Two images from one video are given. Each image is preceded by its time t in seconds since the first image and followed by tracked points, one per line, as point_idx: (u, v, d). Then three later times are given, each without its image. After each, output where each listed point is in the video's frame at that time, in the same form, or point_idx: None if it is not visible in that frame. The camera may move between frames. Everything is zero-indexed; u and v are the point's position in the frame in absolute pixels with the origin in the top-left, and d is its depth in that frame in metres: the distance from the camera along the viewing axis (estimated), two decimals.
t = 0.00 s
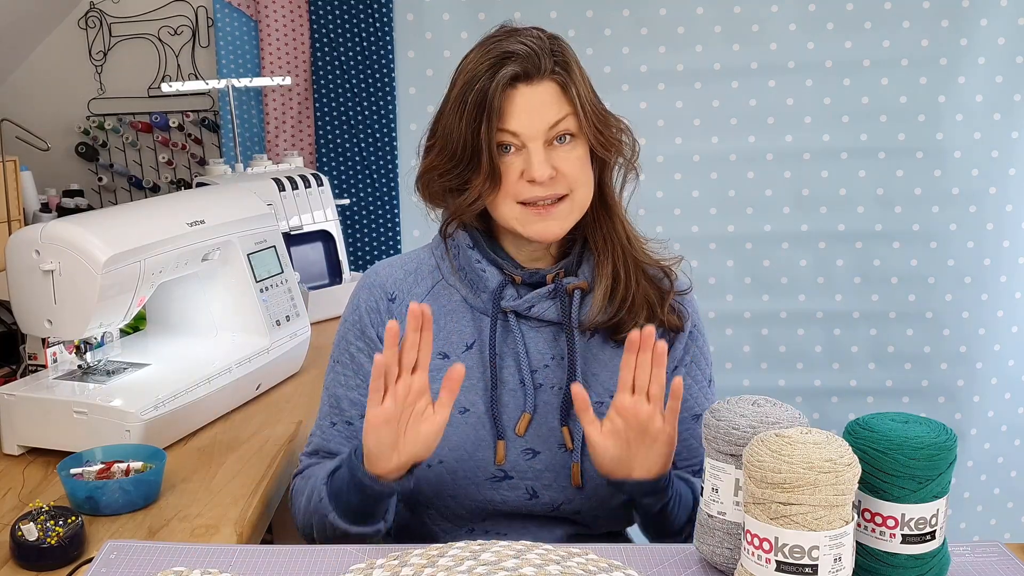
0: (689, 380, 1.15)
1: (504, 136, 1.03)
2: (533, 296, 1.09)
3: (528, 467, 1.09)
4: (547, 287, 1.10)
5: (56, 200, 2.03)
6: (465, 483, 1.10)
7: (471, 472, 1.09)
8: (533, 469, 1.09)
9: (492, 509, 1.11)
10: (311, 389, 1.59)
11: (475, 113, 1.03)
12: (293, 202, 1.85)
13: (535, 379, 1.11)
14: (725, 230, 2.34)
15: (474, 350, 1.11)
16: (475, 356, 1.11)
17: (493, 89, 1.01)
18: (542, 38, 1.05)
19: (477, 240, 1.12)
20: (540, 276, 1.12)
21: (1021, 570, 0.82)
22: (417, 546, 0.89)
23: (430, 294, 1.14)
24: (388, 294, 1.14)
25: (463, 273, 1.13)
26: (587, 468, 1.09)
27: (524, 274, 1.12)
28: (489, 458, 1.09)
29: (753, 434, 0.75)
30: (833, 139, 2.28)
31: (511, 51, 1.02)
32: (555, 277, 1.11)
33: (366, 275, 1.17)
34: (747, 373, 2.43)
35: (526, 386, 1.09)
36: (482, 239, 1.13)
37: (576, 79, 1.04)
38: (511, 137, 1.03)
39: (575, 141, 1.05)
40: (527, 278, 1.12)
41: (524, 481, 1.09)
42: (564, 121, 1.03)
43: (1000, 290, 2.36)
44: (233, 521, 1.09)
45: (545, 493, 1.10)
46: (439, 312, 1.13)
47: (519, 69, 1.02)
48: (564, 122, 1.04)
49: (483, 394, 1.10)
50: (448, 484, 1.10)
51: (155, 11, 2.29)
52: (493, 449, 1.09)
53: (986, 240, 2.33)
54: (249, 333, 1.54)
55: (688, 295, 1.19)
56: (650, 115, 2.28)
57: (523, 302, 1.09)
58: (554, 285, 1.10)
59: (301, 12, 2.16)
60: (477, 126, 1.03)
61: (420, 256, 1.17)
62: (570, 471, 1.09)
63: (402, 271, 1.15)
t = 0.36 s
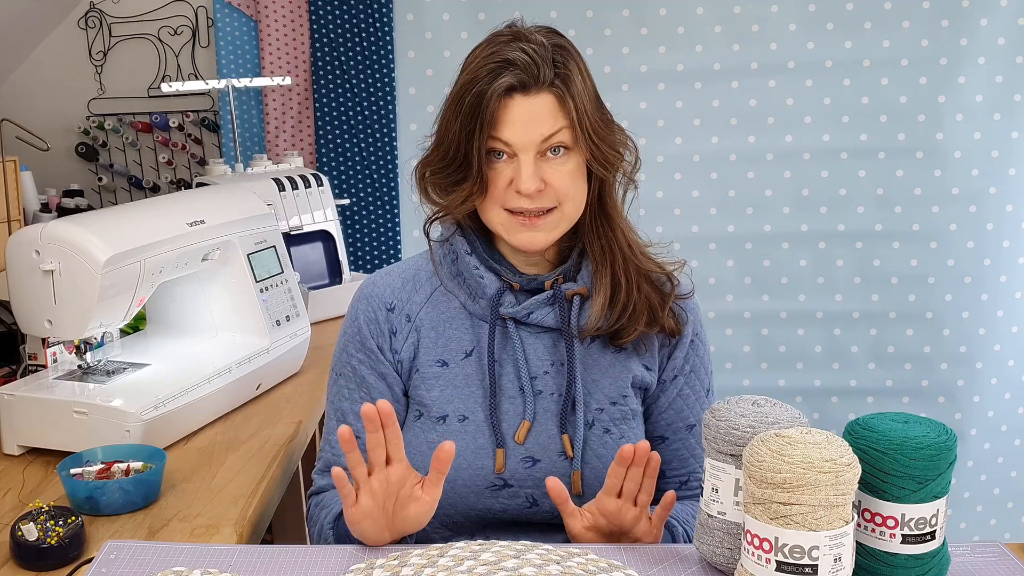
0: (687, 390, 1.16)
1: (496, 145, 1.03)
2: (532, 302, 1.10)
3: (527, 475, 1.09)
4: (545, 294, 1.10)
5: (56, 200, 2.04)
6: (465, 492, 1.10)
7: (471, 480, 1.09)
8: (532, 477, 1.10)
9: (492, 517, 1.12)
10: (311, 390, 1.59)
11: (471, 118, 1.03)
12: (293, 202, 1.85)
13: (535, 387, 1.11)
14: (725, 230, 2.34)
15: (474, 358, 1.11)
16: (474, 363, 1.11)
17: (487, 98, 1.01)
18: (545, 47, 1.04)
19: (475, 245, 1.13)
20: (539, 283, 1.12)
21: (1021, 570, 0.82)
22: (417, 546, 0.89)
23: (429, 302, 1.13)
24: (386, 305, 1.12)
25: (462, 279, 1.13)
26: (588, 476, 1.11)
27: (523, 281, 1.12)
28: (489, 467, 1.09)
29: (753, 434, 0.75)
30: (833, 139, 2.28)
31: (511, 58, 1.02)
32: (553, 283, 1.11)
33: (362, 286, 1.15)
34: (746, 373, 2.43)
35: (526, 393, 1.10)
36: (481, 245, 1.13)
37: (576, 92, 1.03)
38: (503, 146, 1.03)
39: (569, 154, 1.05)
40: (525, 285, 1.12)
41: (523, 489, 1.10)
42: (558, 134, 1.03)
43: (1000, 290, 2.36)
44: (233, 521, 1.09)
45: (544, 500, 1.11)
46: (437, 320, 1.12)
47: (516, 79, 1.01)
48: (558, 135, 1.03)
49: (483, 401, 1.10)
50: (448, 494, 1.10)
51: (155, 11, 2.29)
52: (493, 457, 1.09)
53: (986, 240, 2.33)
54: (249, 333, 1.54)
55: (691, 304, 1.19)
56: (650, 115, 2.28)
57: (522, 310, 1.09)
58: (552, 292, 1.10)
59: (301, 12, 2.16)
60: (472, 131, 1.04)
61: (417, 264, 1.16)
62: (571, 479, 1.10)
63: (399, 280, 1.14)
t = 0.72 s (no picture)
0: (689, 393, 1.17)
1: (492, 138, 1.04)
2: (534, 306, 1.10)
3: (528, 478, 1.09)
4: (548, 298, 1.10)
5: (56, 200, 2.04)
6: (466, 494, 1.10)
7: (472, 484, 1.10)
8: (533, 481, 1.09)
9: (494, 521, 1.12)
10: (311, 390, 1.59)
11: (465, 113, 1.04)
12: (293, 202, 1.85)
13: (536, 390, 1.11)
14: (725, 230, 2.34)
15: (475, 360, 1.11)
16: (475, 366, 1.11)
17: (479, 90, 1.02)
18: (534, 38, 1.05)
19: (477, 247, 1.13)
20: (541, 286, 1.12)
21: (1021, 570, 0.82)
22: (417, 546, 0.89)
23: (430, 304, 1.12)
24: (387, 306, 1.12)
25: (463, 280, 1.12)
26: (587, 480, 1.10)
27: (524, 283, 1.12)
28: (489, 470, 1.09)
29: (753, 434, 0.75)
30: (833, 139, 2.28)
31: (502, 50, 1.03)
32: (555, 287, 1.11)
33: (363, 286, 1.15)
34: (746, 373, 2.43)
35: (526, 396, 1.09)
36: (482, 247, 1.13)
37: (568, 80, 1.03)
38: (499, 139, 1.04)
39: (566, 143, 1.05)
40: (527, 288, 1.12)
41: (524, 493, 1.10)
42: (552, 124, 1.03)
43: (1000, 290, 2.36)
44: (233, 521, 1.09)
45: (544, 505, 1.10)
46: (438, 321, 1.12)
47: (506, 69, 1.02)
48: (552, 124, 1.03)
49: (483, 404, 1.10)
50: (448, 496, 1.11)
51: (155, 11, 2.29)
52: (494, 460, 1.09)
53: (986, 240, 2.33)
54: (249, 333, 1.54)
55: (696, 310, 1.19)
56: (650, 115, 2.28)
57: (523, 313, 1.09)
58: (555, 296, 1.10)
59: (301, 12, 2.17)
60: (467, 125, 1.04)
61: (419, 264, 1.16)
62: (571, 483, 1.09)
63: (400, 280, 1.14)
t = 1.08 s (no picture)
0: (686, 396, 1.16)
1: (481, 150, 1.04)
2: (538, 307, 1.09)
3: (530, 480, 1.08)
4: (552, 299, 1.10)
5: (56, 200, 2.04)
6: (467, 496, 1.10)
7: (474, 485, 1.09)
8: (535, 483, 1.08)
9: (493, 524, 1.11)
10: (311, 390, 1.58)
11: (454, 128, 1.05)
12: (293, 203, 1.85)
13: (540, 392, 1.10)
14: (725, 230, 2.34)
15: (479, 361, 1.11)
16: (479, 367, 1.11)
17: (463, 105, 1.03)
18: (516, 48, 1.05)
19: (483, 249, 1.13)
20: (545, 288, 1.11)
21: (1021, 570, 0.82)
22: (418, 547, 0.89)
23: (435, 304, 1.13)
24: (393, 306, 1.13)
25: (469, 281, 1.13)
26: (590, 483, 1.10)
27: (529, 285, 1.11)
28: (490, 472, 1.08)
29: (753, 433, 0.75)
30: (833, 139, 2.28)
31: (483, 64, 1.04)
32: (560, 288, 1.11)
33: (370, 286, 1.16)
34: (746, 373, 2.43)
35: (530, 398, 1.09)
36: (488, 249, 1.13)
37: (551, 87, 1.03)
38: (488, 150, 1.04)
39: (555, 149, 1.04)
40: (532, 290, 1.11)
41: (526, 494, 1.09)
42: (539, 131, 1.03)
43: (1000, 290, 2.36)
44: (233, 521, 1.09)
45: (547, 507, 1.10)
46: (443, 321, 1.12)
47: (488, 81, 1.03)
48: (539, 132, 1.03)
49: (486, 405, 1.10)
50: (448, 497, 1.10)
51: (155, 12, 2.29)
52: (495, 462, 1.08)
53: (986, 241, 2.33)
54: (249, 333, 1.54)
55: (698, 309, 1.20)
56: (650, 115, 2.28)
57: (526, 315, 1.09)
58: (559, 297, 1.10)
59: (301, 12, 2.17)
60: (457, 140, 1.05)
61: (424, 264, 1.17)
62: (573, 485, 1.09)
63: (406, 281, 1.15)
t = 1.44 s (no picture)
0: (681, 398, 1.16)
1: (464, 138, 1.04)
2: (537, 312, 1.09)
3: (528, 485, 1.09)
4: (552, 304, 1.10)
5: (56, 200, 2.04)
6: (466, 500, 1.10)
7: (473, 489, 1.09)
8: (534, 488, 1.09)
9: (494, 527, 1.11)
10: (311, 390, 1.59)
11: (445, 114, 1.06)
12: (293, 202, 1.85)
13: (539, 396, 1.10)
14: (725, 230, 2.34)
15: (478, 365, 1.11)
16: (478, 371, 1.11)
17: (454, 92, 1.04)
18: (513, 40, 1.04)
19: (483, 251, 1.13)
20: (544, 292, 1.11)
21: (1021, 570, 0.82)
22: (418, 547, 0.89)
23: (436, 307, 1.13)
24: (394, 308, 1.12)
25: (470, 285, 1.13)
26: (588, 488, 1.10)
27: (528, 289, 1.11)
28: (489, 476, 1.08)
29: (753, 434, 0.75)
30: (833, 139, 2.28)
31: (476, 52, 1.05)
32: (560, 293, 1.10)
33: (370, 288, 1.16)
34: (746, 373, 2.43)
35: (529, 402, 1.09)
36: (488, 252, 1.13)
37: (538, 80, 1.01)
38: (470, 138, 1.04)
39: (536, 143, 1.02)
40: (531, 293, 1.11)
41: (525, 499, 1.09)
42: (518, 123, 1.01)
43: (1000, 290, 2.36)
44: (233, 521, 1.09)
45: (545, 512, 1.10)
46: (444, 323, 1.12)
47: (476, 69, 1.03)
48: (518, 123, 1.01)
49: (485, 409, 1.10)
50: (447, 501, 1.10)
51: (155, 11, 2.29)
52: (494, 466, 1.08)
53: (986, 241, 2.33)
54: (249, 333, 1.54)
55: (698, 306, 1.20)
56: (650, 115, 2.28)
57: (527, 319, 1.09)
58: (558, 302, 1.10)
59: (301, 12, 2.17)
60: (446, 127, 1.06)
61: (425, 266, 1.17)
62: (571, 491, 1.09)
63: (407, 283, 1.14)
